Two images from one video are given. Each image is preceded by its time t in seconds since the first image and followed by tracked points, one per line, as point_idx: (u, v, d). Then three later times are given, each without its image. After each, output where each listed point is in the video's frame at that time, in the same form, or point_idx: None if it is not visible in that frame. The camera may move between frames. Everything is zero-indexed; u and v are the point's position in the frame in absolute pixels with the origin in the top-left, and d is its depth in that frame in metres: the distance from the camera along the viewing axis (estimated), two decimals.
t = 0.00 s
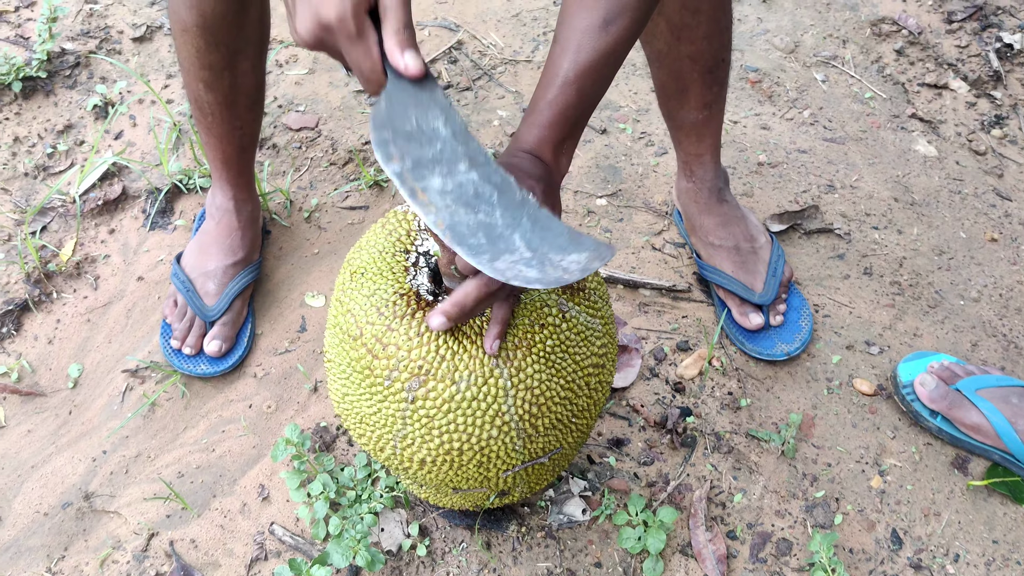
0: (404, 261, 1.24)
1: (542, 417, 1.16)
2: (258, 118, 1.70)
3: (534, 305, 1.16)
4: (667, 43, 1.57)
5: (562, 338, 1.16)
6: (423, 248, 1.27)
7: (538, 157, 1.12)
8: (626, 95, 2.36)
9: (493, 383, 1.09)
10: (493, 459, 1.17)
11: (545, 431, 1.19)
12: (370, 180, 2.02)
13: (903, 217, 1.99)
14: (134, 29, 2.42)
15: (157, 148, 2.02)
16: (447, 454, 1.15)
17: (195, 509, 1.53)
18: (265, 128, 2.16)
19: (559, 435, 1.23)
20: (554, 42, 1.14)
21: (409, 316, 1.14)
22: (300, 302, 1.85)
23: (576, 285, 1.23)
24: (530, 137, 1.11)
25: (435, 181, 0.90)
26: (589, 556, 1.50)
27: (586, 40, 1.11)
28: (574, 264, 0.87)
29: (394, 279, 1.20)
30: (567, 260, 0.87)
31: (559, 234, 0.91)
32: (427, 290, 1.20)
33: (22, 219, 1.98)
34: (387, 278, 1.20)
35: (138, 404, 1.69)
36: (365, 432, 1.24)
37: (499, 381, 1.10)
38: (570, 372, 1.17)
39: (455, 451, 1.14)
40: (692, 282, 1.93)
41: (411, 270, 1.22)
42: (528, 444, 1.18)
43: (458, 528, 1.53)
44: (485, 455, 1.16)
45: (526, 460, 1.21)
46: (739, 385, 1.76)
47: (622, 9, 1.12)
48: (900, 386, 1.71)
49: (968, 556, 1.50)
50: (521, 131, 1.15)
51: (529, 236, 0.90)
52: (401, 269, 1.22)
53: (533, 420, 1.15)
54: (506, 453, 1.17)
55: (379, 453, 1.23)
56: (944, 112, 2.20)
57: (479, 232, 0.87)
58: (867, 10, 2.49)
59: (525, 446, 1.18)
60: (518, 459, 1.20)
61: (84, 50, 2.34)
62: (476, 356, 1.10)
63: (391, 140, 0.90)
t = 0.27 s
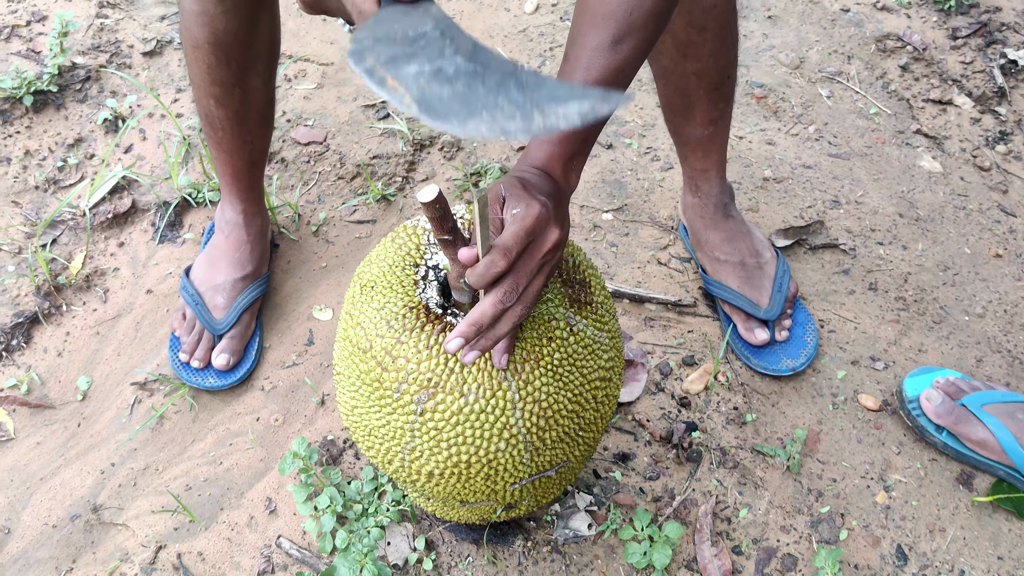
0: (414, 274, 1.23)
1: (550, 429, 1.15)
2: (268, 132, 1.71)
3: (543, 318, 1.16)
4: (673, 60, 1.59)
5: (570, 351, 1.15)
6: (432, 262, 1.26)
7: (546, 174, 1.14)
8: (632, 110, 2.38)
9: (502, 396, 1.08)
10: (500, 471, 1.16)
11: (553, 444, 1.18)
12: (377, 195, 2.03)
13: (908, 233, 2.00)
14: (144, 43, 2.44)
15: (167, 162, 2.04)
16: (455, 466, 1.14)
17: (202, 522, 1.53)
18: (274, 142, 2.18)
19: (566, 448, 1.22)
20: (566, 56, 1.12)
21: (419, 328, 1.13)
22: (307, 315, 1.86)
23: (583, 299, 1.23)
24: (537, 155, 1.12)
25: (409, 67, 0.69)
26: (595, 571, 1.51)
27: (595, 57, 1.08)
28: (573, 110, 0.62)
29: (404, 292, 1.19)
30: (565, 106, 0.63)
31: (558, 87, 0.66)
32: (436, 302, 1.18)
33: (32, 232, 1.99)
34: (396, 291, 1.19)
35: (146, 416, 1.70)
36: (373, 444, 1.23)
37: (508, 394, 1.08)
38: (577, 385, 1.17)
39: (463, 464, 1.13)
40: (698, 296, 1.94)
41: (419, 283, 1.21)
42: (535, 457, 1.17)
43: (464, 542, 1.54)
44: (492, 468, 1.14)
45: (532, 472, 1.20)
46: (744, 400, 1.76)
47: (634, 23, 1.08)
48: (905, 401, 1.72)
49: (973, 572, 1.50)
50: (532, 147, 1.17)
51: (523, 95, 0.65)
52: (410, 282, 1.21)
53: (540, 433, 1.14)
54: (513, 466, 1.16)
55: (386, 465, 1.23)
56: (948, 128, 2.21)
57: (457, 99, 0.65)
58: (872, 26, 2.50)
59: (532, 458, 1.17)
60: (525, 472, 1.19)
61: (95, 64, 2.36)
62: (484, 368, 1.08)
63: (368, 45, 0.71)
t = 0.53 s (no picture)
0: (415, 293, 1.24)
1: (550, 448, 1.15)
2: (270, 149, 1.72)
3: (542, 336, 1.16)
4: (672, 78, 1.59)
5: (569, 370, 1.15)
6: (433, 280, 1.27)
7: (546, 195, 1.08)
8: (631, 126, 2.39)
9: (502, 414, 1.08)
10: (501, 490, 1.15)
11: (553, 462, 1.17)
12: (377, 211, 2.05)
13: (906, 249, 2.01)
14: (147, 60, 2.46)
15: (169, 178, 2.05)
16: (455, 485, 1.13)
17: (203, 538, 1.54)
18: (275, 158, 2.19)
19: (566, 466, 1.21)
20: (565, 77, 1.10)
21: (419, 347, 1.14)
22: (307, 330, 1.87)
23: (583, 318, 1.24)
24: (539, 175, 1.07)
25: (447, 226, 0.87)
26: None
27: (597, 78, 1.06)
28: (579, 315, 0.78)
29: (405, 311, 1.20)
30: (574, 310, 0.78)
31: (568, 284, 0.82)
32: (437, 321, 1.19)
33: (35, 247, 2.00)
34: (397, 310, 1.20)
35: (147, 432, 1.70)
36: (374, 461, 1.22)
37: (508, 413, 1.09)
38: (578, 404, 1.16)
39: (463, 483, 1.12)
40: (697, 312, 1.95)
41: (421, 302, 1.22)
42: (536, 476, 1.17)
43: (463, 558, 1.54)
44: (492, 487, 1.14)
45: (533, 492, 1.19)
46: (743, 416, 1.77)
47: (635, 44, 1.06)
48: (904, 417, 1.72)
49: None
50: (530, 166, 1.11)
51: (538, 284, 0.82)
52: (411, 301, 1.22)
53: (540, 452, 1.13)
54: (513, 484, 1.15)
55: (387, 483, 1.22)
56: (946, 143, 2.22)
57: (488, 278, 0.83)
58: (870, 42, 2.51)
59: (532, 477, 1.16)
60: (526, 491, 1.18)
61: (97, 80, 2.37)
62: (485, 387, 1.09)
63: (407, 182, 0.90)
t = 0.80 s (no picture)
0: (406, 304, 1.24)
1: (541, 457, 1.15)
2: (267, 160, 1.73)
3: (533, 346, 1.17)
4: (666, 88, 1.60)
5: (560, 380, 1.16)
6: (423, 291, 1.27)
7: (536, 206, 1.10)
8: (627, 136, 2.40)
9: (492, 425, 1.09)
10: (492, 500, 1.16)
11: (545, 472, 1.18)
12: (375, 221, 2.06)
13: (901, 257, 2.02)
14: (145, 70, 2.47)
15: (166, 188, 2.06)
16: (447, 495, 1.14)
17: (199, 547, 1.54)
18: (272, 168, 2.20)
19: (558, 475, 1.21)
20: (554, 87, 1.10)
21: (410, 358, 1.14)
22: (304, 339, 1.87)
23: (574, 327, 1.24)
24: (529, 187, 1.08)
25: (452, 256, 0.81)
26: None
27: (586, 88, 1.06)
28: (569, 357, 0.88)
29: (396, 322, 1.20)
30: (564, 353, 0.88)
31: (560, 325, 0.88)
32: (428, 332, 1.19)
33: (33, 257, 2.01)
34: (389, 321, 1.20)
35: (143, 441, 1.71)
36: (366, 472, 1.23)
37: (498, 423, 1.09)
38: (569, 413, 1.17)
39: (454, 492, 1.13)
40: (692, 320, 1.96)
41: (412, 312, 1.23)
42: (528, 485, 1.17)
43: (459, 567, 1.54)
44: (484, 496, 1.15)
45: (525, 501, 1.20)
46: (738, 424, 1.77)
47: (622, 55, 1.07)
48: (898, 425, 1.73)
49: None
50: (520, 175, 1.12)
51: (534, 326, 0.86)
52: (402, 312, 1.22)
53: (532, 461, 1.14)
54: (505, 494, 1.16)
55: (380, 493, 1.23)
56: (940, 152, 2.23)
57: (488, 312, 0.82)
58: (864, 52, 2.53)
59: (524, 486, 1.17)
60: (517, 500, 1.19)
61: (95, 91, 2.38)
62: (474, 398, 1.09)
63: (415, 206, 0.80)
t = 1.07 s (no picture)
0: (399, 308, 1.24)
1: (534, 460, 1.15)
2: (260, 165, 1.73)
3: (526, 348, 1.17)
4: (659, 91, 1.61)
5: (553, 382, 1.16)
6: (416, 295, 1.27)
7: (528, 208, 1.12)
8: (621, 140, 2.40)
9: (485, 428, 1.09)
10: (486, 503, 1.16)
11: (538, 475, 1.18)
12: (369, 225, 2.06)
13: (894, 260, 2.02)
14: (139, 75, 2.47)
15: (161, 193, 2.06)
16: (440, 498, 1.14)
17: (193, 552, 1.54)
18: (267, 172, 2.20)
19: (552, 478, 1.21)
20: (544, 90, 1.10)
21: (403, 361, 1.14)
22: (299, 343, 1.87)
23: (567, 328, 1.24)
24: (521, 191, 1.10)
25: (415, 230, 0.88)
26: None
27: (576, 93, 1.07)
28: (536, 325, 0.81)
29: (389, 325, 1.20)
30: (530, 320, 0.81)
31: (528, 292, 0.85)
32: (421, 335, 1.19)
33: (27, 262, 2.01)
34: (382, 324, 1.20)
35: (138, 446, 1.71)
36: (360, 475, 1.23)
37: (491, 426, 1.09)
38: (562, 416, 1.17)
39: (448, 496, 1.13)
40: (686, 322, 1.96)
41: (405, 315, 1.23)
42: (521, 488, 1.17)
43: (454, 571, 1.54)
44: (478, 499, 1.15)
45: (518, 503, 1.20)
46: (732, 427, 1.78)
47: (613, 58, 1.06)
48: (891, 428, 1.73)
49: None
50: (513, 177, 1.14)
51: (498, 294, 0.85)
52: (395, 316, 1.22)
53: (525, 464, 1.14)
54: (498, 497, 1.16)
55: (374, 496, 1.23)
56: (934, 155, 2.24)
57: (446, 283, 0.84)
58: (857, 55, 2.53)
59: (517, 489, 1.17)
60: (511, 503, 1.19)
61: (90, 96, 2.39)
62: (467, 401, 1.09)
63: (381, 185, 0.91)
